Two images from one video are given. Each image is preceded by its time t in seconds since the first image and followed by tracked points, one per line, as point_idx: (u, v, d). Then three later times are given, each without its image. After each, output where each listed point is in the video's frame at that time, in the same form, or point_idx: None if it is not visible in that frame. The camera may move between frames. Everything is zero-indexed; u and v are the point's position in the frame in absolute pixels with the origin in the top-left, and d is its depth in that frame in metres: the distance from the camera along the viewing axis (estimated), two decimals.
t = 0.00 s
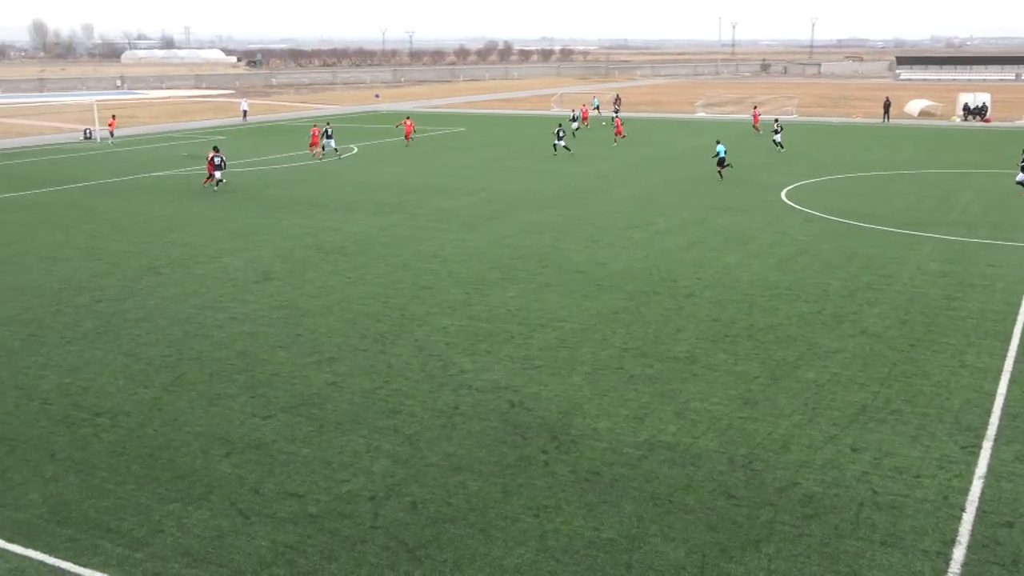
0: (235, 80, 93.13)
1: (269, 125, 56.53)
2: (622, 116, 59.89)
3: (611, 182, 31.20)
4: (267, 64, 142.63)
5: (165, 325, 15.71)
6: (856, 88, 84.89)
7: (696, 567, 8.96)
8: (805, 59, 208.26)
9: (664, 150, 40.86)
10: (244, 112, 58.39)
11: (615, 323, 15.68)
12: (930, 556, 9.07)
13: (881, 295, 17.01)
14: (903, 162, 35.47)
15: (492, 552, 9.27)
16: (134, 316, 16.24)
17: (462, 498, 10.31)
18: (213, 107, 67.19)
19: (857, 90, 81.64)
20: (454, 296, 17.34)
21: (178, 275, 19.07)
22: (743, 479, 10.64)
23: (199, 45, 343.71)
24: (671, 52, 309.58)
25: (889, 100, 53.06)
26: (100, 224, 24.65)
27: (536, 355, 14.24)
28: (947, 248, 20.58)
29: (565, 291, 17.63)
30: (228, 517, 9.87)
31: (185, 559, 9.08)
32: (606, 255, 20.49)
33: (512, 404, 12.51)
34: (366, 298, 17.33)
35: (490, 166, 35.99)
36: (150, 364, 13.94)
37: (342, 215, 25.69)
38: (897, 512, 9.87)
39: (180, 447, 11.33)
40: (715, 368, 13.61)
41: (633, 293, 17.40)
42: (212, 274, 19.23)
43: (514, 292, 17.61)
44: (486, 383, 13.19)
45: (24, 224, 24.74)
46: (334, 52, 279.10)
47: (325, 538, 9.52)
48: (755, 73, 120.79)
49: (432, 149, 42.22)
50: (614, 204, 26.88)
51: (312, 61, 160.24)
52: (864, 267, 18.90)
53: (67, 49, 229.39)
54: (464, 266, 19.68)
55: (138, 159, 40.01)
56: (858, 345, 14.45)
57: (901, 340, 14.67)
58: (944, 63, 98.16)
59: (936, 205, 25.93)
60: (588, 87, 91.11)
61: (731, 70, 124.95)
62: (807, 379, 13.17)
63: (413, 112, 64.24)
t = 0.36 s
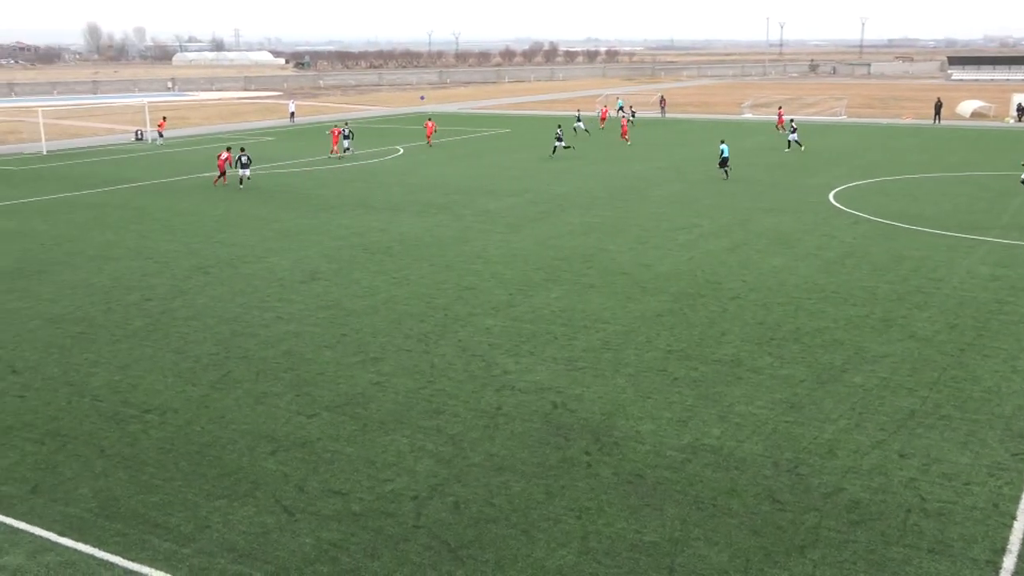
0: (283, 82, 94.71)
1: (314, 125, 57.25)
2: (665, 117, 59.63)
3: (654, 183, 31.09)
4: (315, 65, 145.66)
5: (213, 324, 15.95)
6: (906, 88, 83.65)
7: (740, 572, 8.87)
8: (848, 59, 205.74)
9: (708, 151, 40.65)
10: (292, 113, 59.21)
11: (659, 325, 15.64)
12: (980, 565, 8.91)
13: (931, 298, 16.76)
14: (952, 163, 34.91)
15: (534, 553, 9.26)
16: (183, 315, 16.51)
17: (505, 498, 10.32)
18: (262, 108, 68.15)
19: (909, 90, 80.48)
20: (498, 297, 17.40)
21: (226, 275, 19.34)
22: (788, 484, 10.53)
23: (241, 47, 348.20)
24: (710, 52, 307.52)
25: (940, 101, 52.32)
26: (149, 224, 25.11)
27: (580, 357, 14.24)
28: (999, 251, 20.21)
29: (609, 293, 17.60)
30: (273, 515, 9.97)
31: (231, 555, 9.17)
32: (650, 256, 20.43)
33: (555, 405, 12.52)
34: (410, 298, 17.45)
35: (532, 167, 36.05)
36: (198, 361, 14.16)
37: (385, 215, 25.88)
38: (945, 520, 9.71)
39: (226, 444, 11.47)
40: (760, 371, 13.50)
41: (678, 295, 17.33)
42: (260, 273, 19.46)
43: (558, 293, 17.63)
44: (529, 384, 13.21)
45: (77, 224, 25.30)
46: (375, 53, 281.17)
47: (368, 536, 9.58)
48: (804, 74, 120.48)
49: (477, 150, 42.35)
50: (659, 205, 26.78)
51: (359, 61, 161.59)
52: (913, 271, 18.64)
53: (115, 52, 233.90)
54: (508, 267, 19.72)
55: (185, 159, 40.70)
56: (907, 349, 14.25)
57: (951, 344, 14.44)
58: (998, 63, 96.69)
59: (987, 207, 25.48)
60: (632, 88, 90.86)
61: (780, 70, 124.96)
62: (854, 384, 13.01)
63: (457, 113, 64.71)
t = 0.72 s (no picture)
0: (326, 83, 95.98)
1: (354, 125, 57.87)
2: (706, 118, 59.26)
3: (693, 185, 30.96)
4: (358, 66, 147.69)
5: (255, 323, 16.15)
6: (954, 88, 82.54)
7: None
8: (890, 58, 203.18)
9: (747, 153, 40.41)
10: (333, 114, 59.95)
11: (700, 327, 15.57)
12: None
13: (979, 302, 16.50)
14: (998, 165, 34.34)
15: (573, 555, 9.20)
16: (226, 313, 16.72)
17: (544, 500, 10.28)
18: (305, 108, 69.14)
19: (957, 91, 79.48)
20: (538, 298, 17.43)
21: (269, 274, 19.56)
22: (830, 489, 10.40)
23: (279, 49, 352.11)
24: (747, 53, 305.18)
25: (988, 102, 51.46)
26: (192, 223, 25.46)
27: (620, 359, 14.22)
28: None
29: (650, 295, 17.55)
30: (314, 512, 10.00)
31: (271, 552, 9.21)
32: (691, 258, 20.34)
33: (594, 407, 12.51)
34: (451, 298, 17.53)
35: (570, 167, 36.07)
36: (241, 359, 14.35)
37: (425, 215, 26.03)
38: (992, 527, 9.54)
39: (267, 442, 11.57)
40: (803, 375, 13.38)
41: (720, 297, 17.24)
42: (303, 273, 19.64)
43: (599, 294, 17.61)
44: (569, 386, 13.22)
45: (122, 223, 25.76)
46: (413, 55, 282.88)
47: (407, 535, 9.58)
48: (850, 74, 119.60)
49: (517, 151, 42.38)
50: (700, 207, 26.63)
51: (400, 62, 163.15)
52: (960, 274, 18.36)
53: (158, 54, 237.79)
54: (549, 268, 19.72)
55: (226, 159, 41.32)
56: (953, 354, 14.04)
57: (1000, 349, 14.21)
58: None
59: None
60: (674, 89, 90.52)
61: (825, 70, 124.17)
62: (898, 388, 12.84)
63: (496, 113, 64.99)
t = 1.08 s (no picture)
0: (366, 84, 97.11)
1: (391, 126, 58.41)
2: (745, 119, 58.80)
3: (730, 186, 30.81)
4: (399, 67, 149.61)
5: (295, 322, 16.31)
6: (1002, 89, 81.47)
7: None
8: (932, 59, 200.13)
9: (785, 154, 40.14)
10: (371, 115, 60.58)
11: (740, 330, 15.49)
12: None
13: None
14: None
15: (609, 557, 9.14)
16: (266, 312, 16.89)
17: (581, 500, 10.23)
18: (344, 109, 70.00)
19: (1004, 91, 78.54)
20: (576, 299, 17.44)
21: (309, 273, 19.72)
22: (871, 494, 10.26)
23: (315, 51, 355.15)
24: (782, 53, 302.49)
25: None
26: (231, 223, 25.74)
27: (658, 360, 14.20)
28: None
29: (689, 296, 17.48)
30: (352, 510, 10.01)
31: (309, 549, 9.22)
32: (731, 259, 20.22)
33: (632, 408, 12.49)
34: (489, 299, 17.57)
35: (606, 168, 36.06)
36: (281, 358, 14.51)
37: (462, 216, 26.15)
38: None
39: (306, 440, 11.66)
40: (843, 379, 13.26)
41: (759, 299, 17.14)
42: (342, 272, 19.77)
43: (637, 296, 17.58)
44: (606, 387, 13.21)
45: (162, 222, 26.11)
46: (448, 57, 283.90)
47: (444, 534, 9.55)
48: (893, 74, 118.69)
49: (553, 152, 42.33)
50: (740, 208, 26.44)
51: (439, 62, 164.78)
52: (1007, 278, 18.07)
53: (197, 56, 241.04)
54: (587, 269, 19.70)
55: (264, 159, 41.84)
56: (998, 358, 13.83)
57: None
58: None
59: None
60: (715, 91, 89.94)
61: (869, 70, 123.27)
62: (941, 393, 12.67)
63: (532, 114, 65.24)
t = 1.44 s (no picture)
0: (395, 84, 97.67)
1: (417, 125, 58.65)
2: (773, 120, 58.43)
3: (758, 186, 30.64)
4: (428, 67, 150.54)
5: (324, 321, 16.41)
6: None
7: None
8: (963, 59, 197.95)
9: (815, 155, 39.87)
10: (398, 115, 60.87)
11: (769, 331, 15.41)
12: None
13: None
14: None
15: (636, 559, 9.10)
16: (295, 311, 17.00)
17: (607, 502, 10.20)
18: (372, 108, 70.43)
19: None
20: (604, 300, 17.42)
21: (337, 273, 19.81)
22: (901, 498, 10.16)
23: (341, 51, 357.29)
24: (808, 53, 300.43)
25: None
26: (257, 222, 25.93)
27: (686, 362, 14.17)
28: None
29: (718, 297, 17.41)
30: (379, 509, 10.03)
31: (337, 548, 9.24)
32: (760, 261, 20.10)
33: (659, 409, 12.47)
34: (517, 299, 17.60)
35: (633, 168, 35.98)
36: (309, 357, 14.61)
37: (489, 216, 26.18)
38: None
39: (334, 439, 11.72)
40: (873, 381, 13.16)
41: (789, 301, 17.05)
42: (371, 272, 19.86)
43: (666, 297, 17.52)
44: (633, 388, 13.20)
45: (190, 221, 26.36)
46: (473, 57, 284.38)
47: (471, 534, 9.54)
48: (924, 74, 117.67)
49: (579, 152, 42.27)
50: (769, 209, 26.30)
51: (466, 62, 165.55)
52: None
53: (225, 56, 243.09)
54: (615, 270, 19.67)
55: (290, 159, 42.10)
56: None
57: None
58: None
59: None
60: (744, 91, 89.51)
61: (901, 71, 122.08)
62: (973, 397, 12.54)
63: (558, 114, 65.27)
